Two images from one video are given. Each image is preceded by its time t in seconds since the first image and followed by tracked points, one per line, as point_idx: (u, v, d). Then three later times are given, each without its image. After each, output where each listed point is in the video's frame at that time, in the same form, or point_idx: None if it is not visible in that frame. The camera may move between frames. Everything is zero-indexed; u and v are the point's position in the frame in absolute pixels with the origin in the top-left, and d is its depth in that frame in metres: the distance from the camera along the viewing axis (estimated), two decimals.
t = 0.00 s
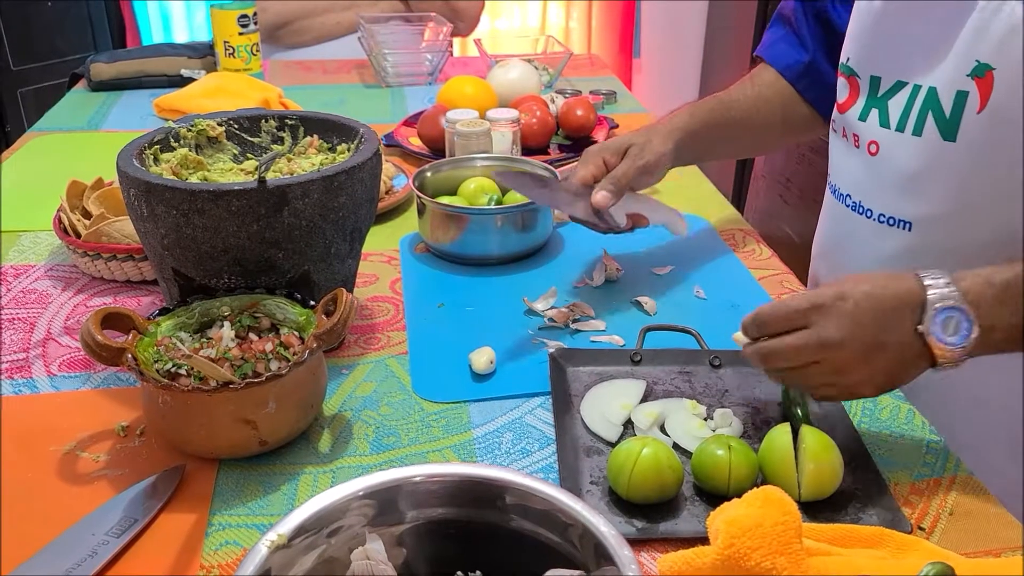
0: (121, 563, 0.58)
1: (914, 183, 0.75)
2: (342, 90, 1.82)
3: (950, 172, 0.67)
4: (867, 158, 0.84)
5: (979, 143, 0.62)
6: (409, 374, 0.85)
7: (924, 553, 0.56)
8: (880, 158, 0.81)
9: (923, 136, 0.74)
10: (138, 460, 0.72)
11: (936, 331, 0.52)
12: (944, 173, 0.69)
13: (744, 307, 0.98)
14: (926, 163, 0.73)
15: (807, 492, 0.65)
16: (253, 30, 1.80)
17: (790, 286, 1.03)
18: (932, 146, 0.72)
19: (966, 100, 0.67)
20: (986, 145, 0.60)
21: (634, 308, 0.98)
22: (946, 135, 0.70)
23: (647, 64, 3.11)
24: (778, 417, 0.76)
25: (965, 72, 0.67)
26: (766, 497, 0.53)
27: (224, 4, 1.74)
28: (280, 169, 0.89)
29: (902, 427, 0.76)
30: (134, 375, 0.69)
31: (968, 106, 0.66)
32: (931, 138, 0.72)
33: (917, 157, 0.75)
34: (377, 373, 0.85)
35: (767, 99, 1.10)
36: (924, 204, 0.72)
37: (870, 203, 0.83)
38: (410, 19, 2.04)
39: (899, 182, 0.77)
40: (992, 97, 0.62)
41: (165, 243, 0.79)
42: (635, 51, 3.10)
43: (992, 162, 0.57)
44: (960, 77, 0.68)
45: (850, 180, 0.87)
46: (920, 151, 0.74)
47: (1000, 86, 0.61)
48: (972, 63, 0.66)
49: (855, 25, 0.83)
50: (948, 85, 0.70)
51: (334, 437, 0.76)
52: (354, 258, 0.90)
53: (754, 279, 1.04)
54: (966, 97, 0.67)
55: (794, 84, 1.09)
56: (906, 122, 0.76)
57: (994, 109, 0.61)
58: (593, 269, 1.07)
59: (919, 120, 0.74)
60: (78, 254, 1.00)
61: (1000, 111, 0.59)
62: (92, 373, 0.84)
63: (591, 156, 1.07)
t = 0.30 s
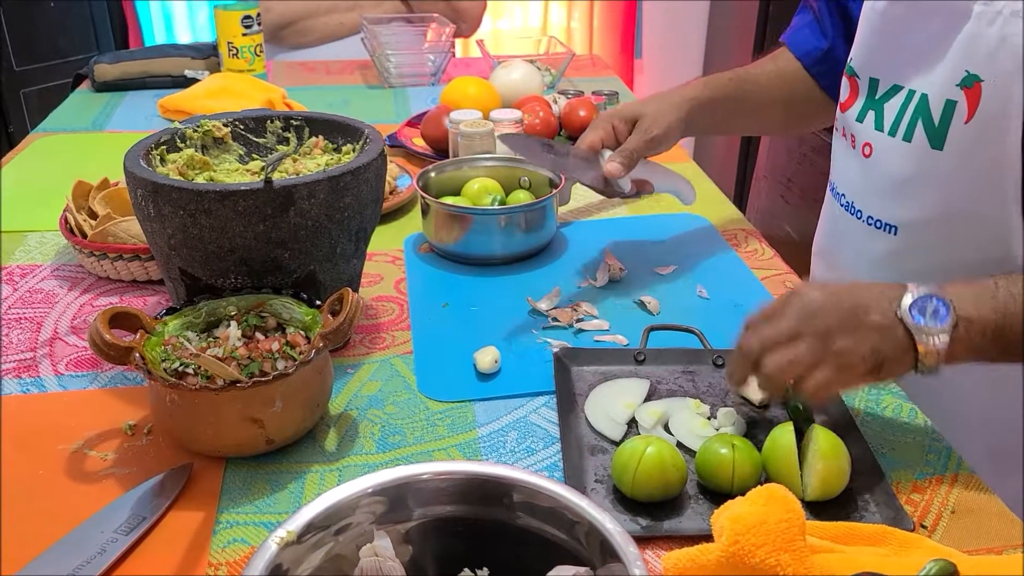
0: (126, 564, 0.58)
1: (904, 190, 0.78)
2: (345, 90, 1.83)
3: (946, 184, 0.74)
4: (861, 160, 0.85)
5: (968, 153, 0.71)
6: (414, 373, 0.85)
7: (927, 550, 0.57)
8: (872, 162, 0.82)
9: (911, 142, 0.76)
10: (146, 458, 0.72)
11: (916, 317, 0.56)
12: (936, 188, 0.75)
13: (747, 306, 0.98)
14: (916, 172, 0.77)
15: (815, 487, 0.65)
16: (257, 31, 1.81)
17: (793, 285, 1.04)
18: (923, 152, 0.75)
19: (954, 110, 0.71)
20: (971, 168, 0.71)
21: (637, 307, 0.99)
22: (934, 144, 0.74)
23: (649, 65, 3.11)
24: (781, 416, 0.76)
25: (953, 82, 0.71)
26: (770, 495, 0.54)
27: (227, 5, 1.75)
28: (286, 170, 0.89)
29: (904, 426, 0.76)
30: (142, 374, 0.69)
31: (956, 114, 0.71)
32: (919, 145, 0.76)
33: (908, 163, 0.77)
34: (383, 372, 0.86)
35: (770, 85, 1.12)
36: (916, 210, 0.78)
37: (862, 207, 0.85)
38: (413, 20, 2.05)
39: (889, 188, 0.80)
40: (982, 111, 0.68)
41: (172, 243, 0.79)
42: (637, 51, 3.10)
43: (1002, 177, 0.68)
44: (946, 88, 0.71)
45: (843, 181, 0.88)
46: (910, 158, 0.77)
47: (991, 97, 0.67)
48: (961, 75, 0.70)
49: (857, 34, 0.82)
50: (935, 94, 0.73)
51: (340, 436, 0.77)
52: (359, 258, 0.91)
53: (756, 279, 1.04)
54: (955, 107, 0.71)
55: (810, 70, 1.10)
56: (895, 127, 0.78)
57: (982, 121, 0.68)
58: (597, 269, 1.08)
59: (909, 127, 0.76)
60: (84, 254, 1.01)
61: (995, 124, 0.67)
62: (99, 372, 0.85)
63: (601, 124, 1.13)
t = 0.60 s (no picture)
0: (124, 562, 0.59)
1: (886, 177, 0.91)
2: (343, 90, 1.83)
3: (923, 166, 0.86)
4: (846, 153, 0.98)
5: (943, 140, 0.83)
6: (410, 373, 0.86)
7: (920, 550, 0.57)
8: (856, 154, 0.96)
9: (890, 134, 0.89)
10: (143, 458, 0.72)
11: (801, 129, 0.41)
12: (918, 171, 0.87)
13: (743, 306, 0.98)
14: (898, 159, 0.89)
15: (849, 470, 0.65)
16: (256, 32, 1.81)
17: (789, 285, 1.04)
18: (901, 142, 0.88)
19: (930, 101, 0.84)
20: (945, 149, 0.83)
21: (634, 308, 0.99)
22: (912, 135, 0.87)
23: (648, 65, 3.11)
24: (777, 416, 0.76)
25: (929, 75, 0.83)
26: (764, 495, 0.54)
27: (226, 6, 1.75)
28: (283, 170, 0.89)
29: (899, 426, 0.77)
30: (139, 374, 0.69)
31: (932, 104, 0.83)
32: (899, 137, 0.88)
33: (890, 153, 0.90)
34: (379, 372, 0.86)
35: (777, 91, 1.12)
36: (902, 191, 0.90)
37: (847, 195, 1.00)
38: (412, 20, 2.05)
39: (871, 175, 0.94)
40: (953, 100, 0.80)
41: (169, 243, 0.80)
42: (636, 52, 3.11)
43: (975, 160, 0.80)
44: (923, 81, 0.84)
45: (832, 171, 1.03)
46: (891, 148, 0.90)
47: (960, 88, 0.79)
48: (935, 67, 0.82)
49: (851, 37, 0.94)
50: (912, 86, 0.86)
51: (337, 435, 0.77)
52: (356, 258, 0.91)
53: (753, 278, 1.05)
54: (930, 98, 0.84)
55: (823, 72, 1.09)
56: (875, 117, 0.91)
57: (956, 110, 0.80)
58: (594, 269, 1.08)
59: (887, 118, 0.90)
60: (82, 254, 1.01)
61: (963, 114, 0.79)
62: (96, 371, 0.85)
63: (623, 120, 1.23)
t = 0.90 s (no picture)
0: (127, 560, 0.59)
1: (857, 167, 1.00)
2: (345, 91, 1.84)
3: (891, 153, 0.95)
4: (823, 147, 1.07)
5: (909, 127, 0.92)
6: (412, 372, 0.86)
7: (918, 547, 0.57)
8: (831, 146, 1.04)
9: (859, 125, 0.99)
10: (147, 456, 0.73)
11: None
12: (885, 157, 0.96)
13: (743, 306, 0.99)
14: (868, 147, 0.98)
15: (874, 475, 0.65)
16: (258, 32, 1.82)
17: (789, 285, 1.04)
18: (869, 133, 0.97)
19: (893, 92, 0.94)
20: (908, 135, 0.93)
21: (635, 307, 0.99)
22: (877, 125, 0.96)
23: (649, 65, 3.11)
24: (776, 415, 0.77)
25: (890, 68, 0.93)
26: (763, 493, 0.54)
27: (228, 7, 1.76)
28: (286, 171, 0.90)
29: (898, 424, 0.77)
30: (143, 373, 0.70)
31: (894, 96, 0.93)
32: (867, 127, 0.98)
33: (859, 141, 0.99)
34: (381, 371, 0.86)
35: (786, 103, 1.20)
36: (874, 180, 0.99)
37: (824, 188, 1.08)
38: (414, 20, 2.06)
39: (844, 166, 1.02)
40: (912, 90, 0.91)
41: (173, 243, 0.80)
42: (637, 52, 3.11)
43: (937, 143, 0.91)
44: (884, 74, 0.94)
45: (814, 168, 1.11)
46: (860, 137, 0.99)
47: (920, 77, 0.89)
48: (895, 61, 0.93)
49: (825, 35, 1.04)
50: (876, 79, 0.95)
51: (339, 434, 0.77)
52: (358, 258, 0.91)
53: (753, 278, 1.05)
54: (892, 89, 0.94)
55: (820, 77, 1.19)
56: (846, 110, 1.01)
57: (915, 100, 0.91)
58: (594, 269, 1.08)
59: (856, 110, 0.99)
60: (86, 254, 1.01)
61: (924, 103, 0.90)
62: (100, 370, 0.86)
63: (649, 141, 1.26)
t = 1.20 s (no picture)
0: (124, 556, 0.59)
1: (863, 156, 1.03)
2: (345, 89, 1.84)
3: (898, 141, 0.98)
4: (820, 138, 1.09)
5: (917, 115, 0.95)
6: (411, 369, 0.86)
7: (915, 542, 0.57)
8: (832, 137, 1.06)
9: (865, 115, 1.01)
10: (145, 452, 0.73)
11: None
12: (892, 146, 0.99)
13: (742, 303, 0.99)
14: (874, 136, 1.01)
15: (874, 479, 0.65)
16: (257, 30, 1.82)
17: (787, 282, 1.05)
18: (876, 121, 1.00)
19: (900, 80, 0.96)
20: (918, 124, 0.95)
21: (633, 304, 0.99)
22: (884, 114, 0.99)
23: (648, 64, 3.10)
24: (774, 411, 0.77)
25: (897, 57, 0.96)
26: (759, 488, 0.55)
27: (227, 5, 1.76)
28: (284, 168, 0.90)
29: (896, 420, 0.77)
30: (141, 369, 0.70)
31: (902, 84, 0.96)
32: (874, 116, 1.00)
33: (864, 130, 1.02)
34: (379, 368, 0.87)
35: (776, 100, 1.23)
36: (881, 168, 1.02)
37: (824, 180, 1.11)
38: (413, 19, 2.06)
39: (846, 158, 1.05)
40: (922, 79, 0.93)
41: (171, 239, 0.80)
42: (637, 51, 3.11)
43: (948, 131, 0.93)
44: (892, 63, 0.96)
45: (806, 161, 1.14)
46: (866, 126, 1.01)
47: (931, 67, 0.91)
48: (903, 49, 0.95)
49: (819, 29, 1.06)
50: (883, 69, 0.98)
51: (337, 430, 0.77)
52: (357, 255, 0.91)
53: (751, 275, 1.05)
54: (900, 77, 0.96)
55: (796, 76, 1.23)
56: (849, 102, 1.03)
57: (925, 88, 0.93)
58: (593, 267, 1.08)
59: (861, 99, 1.01)
60: (84, 251, 1.01)
61: (933, 91, 0.92)
62: (98, 367, 0.85)
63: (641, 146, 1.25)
